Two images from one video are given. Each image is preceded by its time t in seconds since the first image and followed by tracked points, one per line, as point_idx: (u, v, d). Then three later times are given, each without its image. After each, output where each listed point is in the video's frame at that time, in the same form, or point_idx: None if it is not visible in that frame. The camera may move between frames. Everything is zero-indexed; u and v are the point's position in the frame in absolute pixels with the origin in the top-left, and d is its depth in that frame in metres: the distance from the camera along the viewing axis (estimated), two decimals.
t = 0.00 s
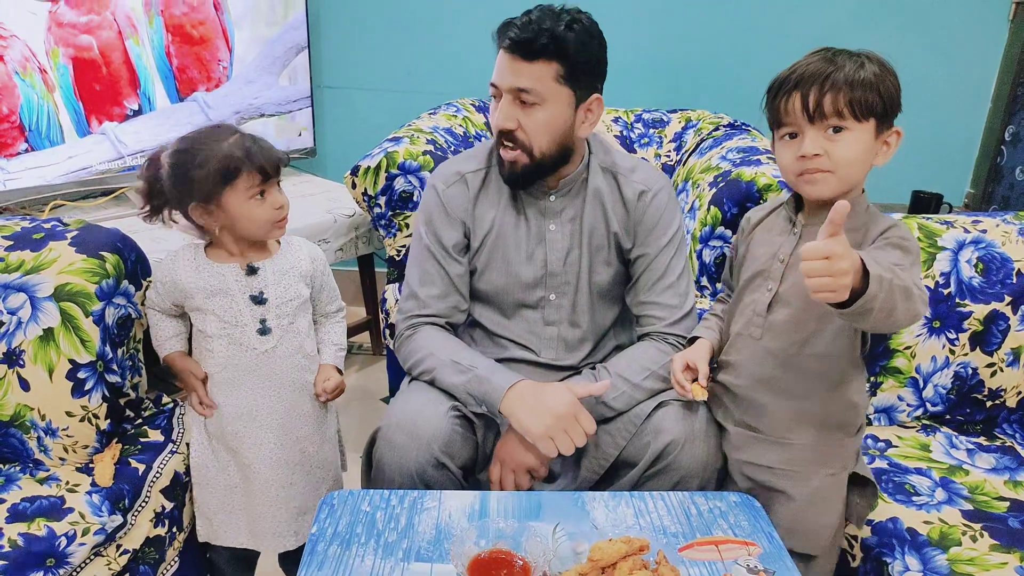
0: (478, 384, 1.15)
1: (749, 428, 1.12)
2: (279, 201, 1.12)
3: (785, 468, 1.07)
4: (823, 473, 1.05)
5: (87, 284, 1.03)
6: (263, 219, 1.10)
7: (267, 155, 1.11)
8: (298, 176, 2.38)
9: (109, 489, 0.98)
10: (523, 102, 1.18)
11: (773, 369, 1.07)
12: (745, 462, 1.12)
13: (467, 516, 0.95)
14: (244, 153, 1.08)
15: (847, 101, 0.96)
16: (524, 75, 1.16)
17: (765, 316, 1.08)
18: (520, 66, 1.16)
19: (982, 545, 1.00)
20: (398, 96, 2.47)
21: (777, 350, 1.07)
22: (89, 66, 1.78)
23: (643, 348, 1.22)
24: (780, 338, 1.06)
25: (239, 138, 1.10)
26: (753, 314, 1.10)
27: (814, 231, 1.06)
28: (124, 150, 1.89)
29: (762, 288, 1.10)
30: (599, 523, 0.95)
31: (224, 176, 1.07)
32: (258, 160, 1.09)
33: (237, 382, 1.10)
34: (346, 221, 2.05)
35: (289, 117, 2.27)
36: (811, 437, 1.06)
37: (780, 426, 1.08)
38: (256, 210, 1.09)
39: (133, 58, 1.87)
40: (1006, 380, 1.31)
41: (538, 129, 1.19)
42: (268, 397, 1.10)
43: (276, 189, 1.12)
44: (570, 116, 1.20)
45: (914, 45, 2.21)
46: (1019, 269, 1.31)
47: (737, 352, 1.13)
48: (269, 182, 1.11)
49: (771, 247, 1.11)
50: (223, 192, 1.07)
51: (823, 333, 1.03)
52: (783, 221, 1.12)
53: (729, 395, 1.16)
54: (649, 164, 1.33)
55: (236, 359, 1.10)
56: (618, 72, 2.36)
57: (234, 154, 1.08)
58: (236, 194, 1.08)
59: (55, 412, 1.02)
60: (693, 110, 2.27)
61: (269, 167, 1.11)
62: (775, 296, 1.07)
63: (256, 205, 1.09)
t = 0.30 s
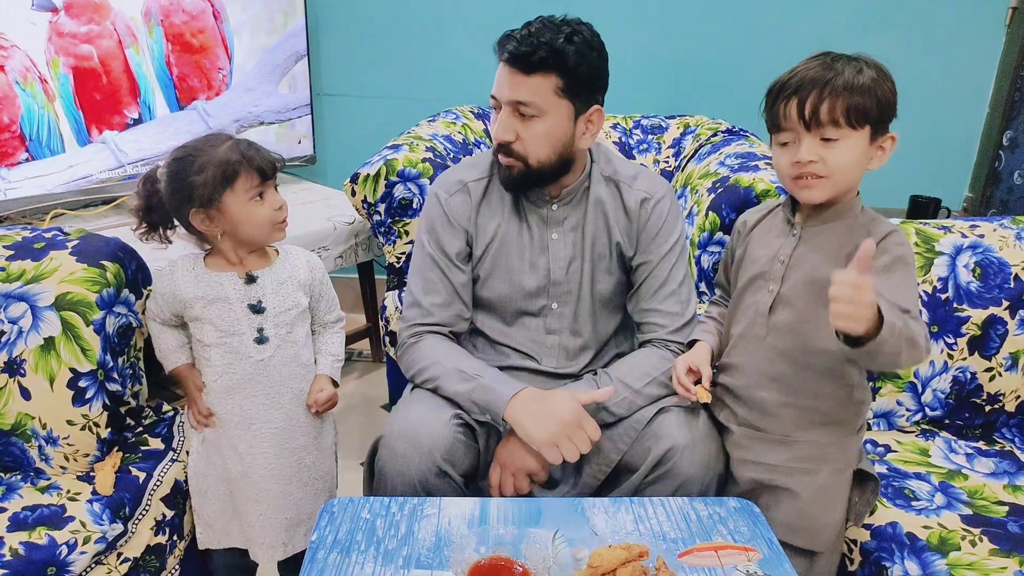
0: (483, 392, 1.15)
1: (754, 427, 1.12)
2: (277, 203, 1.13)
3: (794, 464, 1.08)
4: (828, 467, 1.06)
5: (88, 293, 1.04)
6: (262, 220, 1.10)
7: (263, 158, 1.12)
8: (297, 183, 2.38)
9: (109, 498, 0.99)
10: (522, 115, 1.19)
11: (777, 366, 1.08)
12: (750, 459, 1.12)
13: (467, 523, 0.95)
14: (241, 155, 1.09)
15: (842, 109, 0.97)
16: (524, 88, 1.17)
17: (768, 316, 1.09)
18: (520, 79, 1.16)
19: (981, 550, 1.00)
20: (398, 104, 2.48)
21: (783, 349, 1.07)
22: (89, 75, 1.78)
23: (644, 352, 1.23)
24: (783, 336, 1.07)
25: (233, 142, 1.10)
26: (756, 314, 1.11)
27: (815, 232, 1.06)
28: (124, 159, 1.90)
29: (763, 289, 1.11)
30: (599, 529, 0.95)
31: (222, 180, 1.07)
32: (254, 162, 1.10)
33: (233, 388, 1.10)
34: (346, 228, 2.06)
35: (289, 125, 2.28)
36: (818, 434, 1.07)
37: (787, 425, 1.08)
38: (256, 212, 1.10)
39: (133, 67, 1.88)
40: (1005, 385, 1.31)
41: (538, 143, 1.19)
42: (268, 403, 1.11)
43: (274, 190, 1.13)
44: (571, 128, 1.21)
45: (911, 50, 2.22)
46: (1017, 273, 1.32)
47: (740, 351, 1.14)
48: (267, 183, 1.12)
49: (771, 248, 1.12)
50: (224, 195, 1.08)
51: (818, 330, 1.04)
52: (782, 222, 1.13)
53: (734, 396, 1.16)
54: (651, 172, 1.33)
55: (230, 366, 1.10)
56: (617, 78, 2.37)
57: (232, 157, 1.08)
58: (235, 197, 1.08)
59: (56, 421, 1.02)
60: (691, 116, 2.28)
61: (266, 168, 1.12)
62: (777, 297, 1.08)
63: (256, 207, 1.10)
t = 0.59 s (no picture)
0: (477, 398, 1.16)
1: (756, 426, 1.14)
2: (286, 205, 1.16)
3: (793, 460, 1.10)
4: (831, 457, 1.10)
5: (83, 301, 1.04)
6: (272, 219, 1.13)
7: (271, 160, 1.16)
8: (292, 190, 2.39)
9: (104, 505, 0.99)
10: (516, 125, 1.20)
11: (776, 365, 1.11)
12: (747, 457, 1.13)
13: (462, 529, 0.95)
14: (252, 157, 1.13)
15: (812, 124, 0.98)
16: (518, 100, 1.17)
17: (762, 316, 1.12)
18: (515, 91, 1.17)
19: (972, 553, 1.00)
20: (393, 111, 2.49)
21: (781, 349, 1.10)
22: (84, 84, 1.79)
23: (637, 358, 1.23)
24: (782, 337, 1.10)
25: (242, 145, 1.13)
26: (751, 316, 1.14)
27: (806, 236, 1.09)
28: (119, 167, 1.90)
29: (756, 292, 1.13)
30: (593, 534, 0.96)
31: (237, 180, 1.10)
32: (265, 165, 1.14)
33: (248, 398, 1.13)
34: (341, 235, 2.06)
35: (284, 132, 2.31)
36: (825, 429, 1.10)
37: (791, 422, 1.10)
38: (267, 213, 1.13)
39: (128, 76, 1.88)
40: (996, 389, 1.33)
41: (531, 157, 1.20)
42: (286, 403, 1.16)
43: (282, 192, 1.17)
44: (565, 139, 1.22)
45: (902, 57, 2.24)
46: (1007, 278, 1.33)
47: (735, 353, 1.16)
48: (276, 185, 1.16)
49: (764, 252, 1.13)
50: (237, 196, 1.10)
51: (816, 327, 1.08)
52: (772, 227, 1.14)
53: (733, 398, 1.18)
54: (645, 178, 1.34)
55: (256, 373, 1.13)
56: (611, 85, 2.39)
57: (244, 159, 1.11)
58: (249, 198, 1.11)
59: (51, 429, 1.03)
60: (684, 122, 2.30)
61: (275, 171, 1.16)
62: (772, 298, 1.11)
63: (267, 207, 1.13)
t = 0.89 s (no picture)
0: (473, 400, 1.16)
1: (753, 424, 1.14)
2: (290, 209, 1.17)
3: (792, 458, 1.10)
4: (827, 457, 1.10)
5: (79, 303, 1.04)
6: (277, 224, 1.14)
7: (274, 165, 1.16)
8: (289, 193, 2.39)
9: (100, 507, 0.99)
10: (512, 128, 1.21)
11: (773, 363, 1.12)
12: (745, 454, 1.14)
13: (458, 530, 0.96)
14: (258, 162, 1.13)
15: (790, 142, 1.00)
16: (513, 104, 1.18)
17: (759, 317, 1.13)
18: (510, 94, 1.18)
19: (966, 553, 1.01)
20: (390, 114, 2.50)
21: (777, 346, 1.11)
22: (81, 87, 1.79)
23: (632, 360, 1.24)
24: (778, 336, 1.11)
25: (247, 150, 1.13)
26: (746, 316, 1.15)
27: (803, 236, 1.09)
28: (115, 170, 1.90)
29: (754, 292, 1.14)
30: (589, 535, 0.96)
31: (245, 185, 1.10)
32: (273, 170, 1.15)
33: (258, 400, 1.14)
34: (338, 237, 2.07)
35: (280, 135, 2.30)
36: (823, 426, 1.10)
37: (790, 420, 1.10)
38: (274, 217, 1.13)
39: (125, 79, 1.89)
40: (989, 390, 1.34)
41: (529, 159, 1.20)
42: (291, 405, 1.18)
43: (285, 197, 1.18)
44: (562, 141, 1.23)
45: (896, 61, 2.26)
46: (1000, 280, 1.34)
47: (734, 351, 1.17)
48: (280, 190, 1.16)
49: (759, 253, 1.15)
50: (246, 200, 1.10)
51: (810, 325, 1.09)
52: (769, 228, 1.16)
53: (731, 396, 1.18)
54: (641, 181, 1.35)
55: (265, 377, 1.14)
56: (608, 88, 2.40)
57: (251, 164, 1.12)
58: (257, 202, 1.11)
59: (47, 431, 1.03)
60: (680, 125, 2.31)
61: (281, 176, 1.17)
62: (768, 299, 1.12)
63: (273, 212, 1.14)
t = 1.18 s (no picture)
0: (476, 402, 1.16)
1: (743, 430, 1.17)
2: (278, 222, 1.17)
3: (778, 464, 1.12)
4: (813, 470, 1.11)
5: (82, 306, 1.05)
6: (264, 237, 1.14)
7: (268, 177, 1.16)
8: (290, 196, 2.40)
9: (103, 510, 0.99)
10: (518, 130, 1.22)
11: (765, 369, 1.14)
12: (737, 460, 1.16)
13: (460, 532, 0.96)
14: (252, 174, 1.13)
15: (787, 138, 1.01)
16: (517, 107, 1.18)
17: (755, 321, 1.16)
18: (514, 97, 1.18)
19: (968, 554, 1.01)
20: (391, 117, 2.50)
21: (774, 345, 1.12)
22: (82, 90, 1.79)
23: (634, 361, 1.24)
24: (777, 340, 1.12)
25: (242, 160, 1.13)
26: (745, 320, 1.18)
27: (803, 240, 1.11)
28: (117, 173, 1.90)
29: (753, 297, 1.17)
30: (592, 536, 0.96)
31: (237, 199, 1.10)
32: (267, 182, 1.15)
33: (234, 409, 1.12)
34: (339, 240, 2.07)
35: (281, 138, 2.30)
36: (806, 441, 1.10)
37: (774, 430, 1.12)
38: (262, 231, 1.14)
39: (126, 82, 1.89)
40: (991, 391, 1.34)
41: (540, 158, 1.21)
42: (270, 413, 1.17)
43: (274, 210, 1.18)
44: (568, 140, 1.23)
45: (895, 62, 2.27)
46: (1000, 281, 1.34)
47: (734, 355, 1.20)
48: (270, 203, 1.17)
49: (765, 259, 1.18)
50: (235, 212, 1.10)
51: (801, 334, 1.09)
52: (779, 235, 1.17)
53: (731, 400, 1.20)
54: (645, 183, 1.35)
55: (242, 385, 1.13)
56: (608, 90, 2.40)
57: (245, 176, 1.12)
58: (246, 216, 1.12)
59: (51, 432, 1.03)
60: (680, 127, 2.31)
61: (275, 189, 1.17)
62: (764, 305, 1.15)
63: (262, 226, 1.14)
